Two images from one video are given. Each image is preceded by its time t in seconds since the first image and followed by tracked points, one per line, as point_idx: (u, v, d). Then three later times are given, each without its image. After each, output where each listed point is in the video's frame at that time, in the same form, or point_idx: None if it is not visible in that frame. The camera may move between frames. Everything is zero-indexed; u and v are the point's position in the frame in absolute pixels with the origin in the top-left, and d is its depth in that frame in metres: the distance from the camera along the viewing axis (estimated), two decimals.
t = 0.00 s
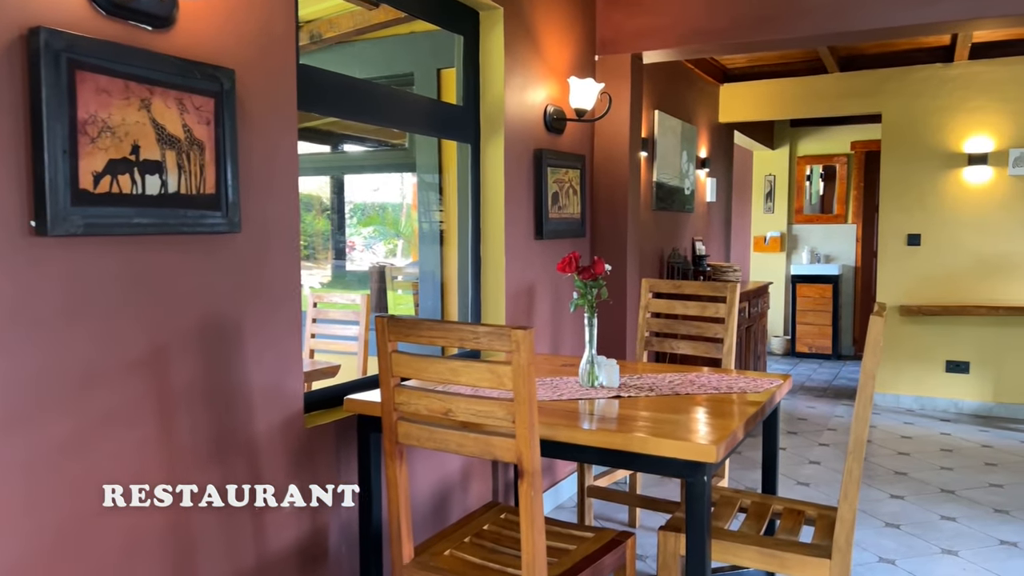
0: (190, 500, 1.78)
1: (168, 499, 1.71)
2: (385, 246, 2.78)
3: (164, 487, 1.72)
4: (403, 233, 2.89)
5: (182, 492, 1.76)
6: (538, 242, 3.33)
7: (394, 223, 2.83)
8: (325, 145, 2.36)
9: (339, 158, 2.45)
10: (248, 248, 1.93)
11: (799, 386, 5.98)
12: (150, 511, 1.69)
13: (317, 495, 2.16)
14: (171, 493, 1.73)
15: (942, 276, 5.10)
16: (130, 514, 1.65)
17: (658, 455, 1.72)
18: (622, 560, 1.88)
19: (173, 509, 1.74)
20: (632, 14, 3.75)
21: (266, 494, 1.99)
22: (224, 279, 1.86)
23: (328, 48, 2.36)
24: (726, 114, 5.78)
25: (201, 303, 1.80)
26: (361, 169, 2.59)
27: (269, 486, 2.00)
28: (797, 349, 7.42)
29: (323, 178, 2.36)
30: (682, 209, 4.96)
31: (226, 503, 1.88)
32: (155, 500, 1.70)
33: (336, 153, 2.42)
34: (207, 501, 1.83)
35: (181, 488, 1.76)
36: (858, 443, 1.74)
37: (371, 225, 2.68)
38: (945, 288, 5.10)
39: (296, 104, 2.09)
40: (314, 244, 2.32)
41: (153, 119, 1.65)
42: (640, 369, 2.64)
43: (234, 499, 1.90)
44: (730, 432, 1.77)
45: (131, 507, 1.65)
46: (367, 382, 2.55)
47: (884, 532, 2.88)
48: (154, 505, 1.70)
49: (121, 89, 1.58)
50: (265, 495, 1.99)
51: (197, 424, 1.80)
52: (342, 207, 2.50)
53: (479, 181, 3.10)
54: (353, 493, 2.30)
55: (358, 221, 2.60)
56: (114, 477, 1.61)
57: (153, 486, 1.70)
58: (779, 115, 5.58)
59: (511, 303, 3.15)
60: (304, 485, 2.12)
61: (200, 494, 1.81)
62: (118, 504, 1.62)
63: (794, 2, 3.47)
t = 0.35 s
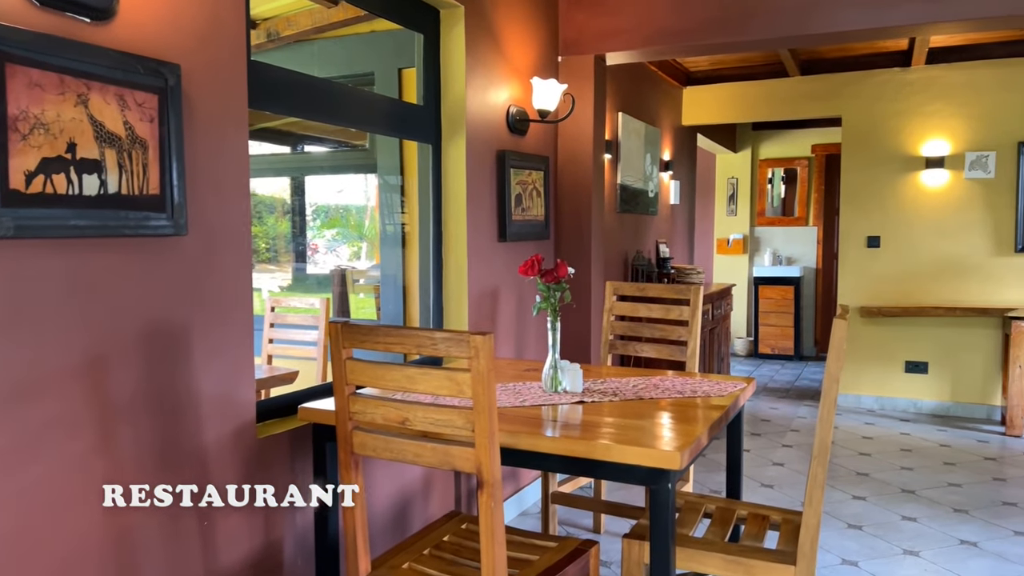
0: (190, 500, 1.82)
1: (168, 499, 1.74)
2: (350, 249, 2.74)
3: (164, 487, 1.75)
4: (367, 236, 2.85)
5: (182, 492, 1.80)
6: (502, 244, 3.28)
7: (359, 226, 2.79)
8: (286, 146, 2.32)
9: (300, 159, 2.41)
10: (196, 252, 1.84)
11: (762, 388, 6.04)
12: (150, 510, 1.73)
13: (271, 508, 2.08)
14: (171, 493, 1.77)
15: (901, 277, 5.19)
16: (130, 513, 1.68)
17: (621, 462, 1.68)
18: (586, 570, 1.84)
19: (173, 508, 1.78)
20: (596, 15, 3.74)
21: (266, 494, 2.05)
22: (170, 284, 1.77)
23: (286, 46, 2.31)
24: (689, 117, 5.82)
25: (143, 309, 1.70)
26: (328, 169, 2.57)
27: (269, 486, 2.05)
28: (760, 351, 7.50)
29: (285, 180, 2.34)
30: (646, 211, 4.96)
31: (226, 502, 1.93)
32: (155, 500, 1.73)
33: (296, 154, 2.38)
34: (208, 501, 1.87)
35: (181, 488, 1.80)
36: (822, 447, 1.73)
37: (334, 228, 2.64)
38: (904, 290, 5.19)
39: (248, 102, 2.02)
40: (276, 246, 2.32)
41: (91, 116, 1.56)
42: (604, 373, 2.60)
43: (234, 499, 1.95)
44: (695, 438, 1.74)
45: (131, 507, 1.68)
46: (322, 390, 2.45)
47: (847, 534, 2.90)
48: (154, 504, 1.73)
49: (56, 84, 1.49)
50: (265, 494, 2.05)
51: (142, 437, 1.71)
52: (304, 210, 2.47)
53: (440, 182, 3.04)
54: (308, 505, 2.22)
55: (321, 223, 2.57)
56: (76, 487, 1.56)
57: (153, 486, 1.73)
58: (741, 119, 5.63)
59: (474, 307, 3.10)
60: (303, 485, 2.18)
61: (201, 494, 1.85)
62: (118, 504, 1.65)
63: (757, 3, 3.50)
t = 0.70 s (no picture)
0: (190, 500, 1.87)
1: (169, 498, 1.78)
2: (316, 252, 2.69)
3: (163, 487, 1.79)
4: (334, 239, 2.80)
5: (182, 492, 1.85)
6: (469, 248, 3.25)
7: (325, 229, 2.75)
8: (249, 148, 2.26)
9: (264, 161, 2.37)
10: (153, 256, 1.77)
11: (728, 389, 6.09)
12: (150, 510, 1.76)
13: (232, 519, 2.01)
14: (171, 493, 1.81)
15: (862, 280, 5.29)
16: (130, 512, 1.71)
17: (590, 469, 1.66)
18: None
19: (173, 507, 1.82)
20: (564, 18, 3.74)
21: (265, 494, 2.12)
22: (127, 289, 1.70)
23: (249, 46, 2.25)
24: (656, 121, 5.87)
25: (97, 315, 1.63)
26: (291, 171, 2.51)
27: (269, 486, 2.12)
28: (726, 352, 7.58)
29: (248, 182, 2.30)
30: (613, 214, 4.97)
31: (226, 502, 1.99)
32: (155, 499, 1.77)
33: (260, 155, 2.33)
34: (208, 501, 1.93)
35: (181, 488, 1.85)
36: (790, 452, 1.74)
37: (299, 230, 2.59)
38: (865, 292, 5.28)
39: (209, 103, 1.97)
40: (241, 249, 2.28)
41: (40, 115, 1.49)
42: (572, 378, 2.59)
43: (234, 499, 2.01)
44: (664, 444, 1.73)
45: (131, 507, 1.71)
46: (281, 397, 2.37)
47: (813, 535, 2.93)
48: (155, 504, 1.77)
49: (2, 81, 1.42)
50: (265, 495, 2.12)
51: (97, 448, 1.64)
52: (268, 211, 2.43)
53: (407, 185, 3.00)
54: (271, 516, 2.16)
55: (285, 225, 2.51)
56: (25, 501, 1.49)
57: (152, 486, 1.77)
58: (708, 123, 5.69)
59: (441, 312, 3.06)
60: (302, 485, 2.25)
61: (201, 494, 1.91)
62: (118, 503, 1.68)
63: (723, 6, 3.53)
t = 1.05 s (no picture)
0: (189, 499, 1.91)
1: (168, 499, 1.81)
2: (282, 254, 2.65)
3: (163, 487, 1.83)
4: (299, 242, 2.75)
5: (182, 492, 1.89)
6: (438, 252, 3.23)
7: (290, 233, 2.69)
8: (213, 150, 2.21)
9: (226, 163, 2.30)
10: (113, 262, 1.71)
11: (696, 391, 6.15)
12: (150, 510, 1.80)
13: (195, 531, 1.95)
14: (170, 493, 1.85)
15: (826, 282, 5.39)
16: (131, 512, 1.74)
17: (561, 476, 1.65)
18: None
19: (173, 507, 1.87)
20: (532, 22, 3.74)
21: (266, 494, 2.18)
22: (85, 297, 1.63)
23: (212, 47, 2.20)
24: (623, 125, 5.91)
25: (52, 324, 1.56)
26: (255, 174, 2.47)
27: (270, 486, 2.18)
28: (693, 354, 7.67)
29: (211, 184, 2.25)
30: (582, 218, 4.99)
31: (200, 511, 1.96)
32: (155, 500, 1.81)
33: (222, 157, 2.28)
34: (207, 500, 1.97)
35: (180, 488, 1.89)
36: (759, 456, 1.76)
37: (264, 232, 2.55)
38: (829, 294, 5.38)
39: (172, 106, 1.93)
40: (204, 252, 2.22)
41: None
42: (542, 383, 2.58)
43: (233, 499, 2.06)
44: (635, 450, 1.73)
45: (131, 507, 1.74)
46: (246, 406, 2.31)
47: (781, 536, 2.98)
48: (154, 504, 1.81)
49: None
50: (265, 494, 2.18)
51: (54, 462, 1.57)
52: (233, 214, 2.38)
53: (374, 188, 2.96)
54: (236, 526, 2.11)
55: (250, 227, 2.47)
56: None
57: (152, 486, 1.81)
58: (674, 127, 5.75)
59: (410, 317, 3.03)
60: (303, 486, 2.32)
61: (200, 494, 1.95)
62: (118, 503, 1.71)
63: (691, 11, 3.56)
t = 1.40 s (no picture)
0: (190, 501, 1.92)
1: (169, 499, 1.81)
2: (243, 257, 2.59)
3: (164, 488, 1.83)
4: (261, 245, 2.69)
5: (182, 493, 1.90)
6: (407, 255, 3.19)
7: (248, 230, 2.62)
8: (175, 151, 2.16)
9: (189, 164, 2.27)
10: (73, 268, 1.64)
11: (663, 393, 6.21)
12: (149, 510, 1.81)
13: (159, 546, 1.85)
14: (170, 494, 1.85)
15: (791, 284, 5.48)
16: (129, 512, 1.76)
17: (534, 482, 1.65)
18: None
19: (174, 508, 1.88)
20: (500, 24, 3.73)
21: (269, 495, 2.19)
22: (43, 304, 1.57)
23: (174, 47, 2.15)
24: (591, 128, 5.93)
25: (10, 333, 1.50)
26: (219, 175, 2.42)
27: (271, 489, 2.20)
28: (659, 356, 7.74)
29: (174, 185, 2.21)
30: (551, 221, 5.00)
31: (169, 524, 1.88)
32: (155, 500, 1.81)
33: (183, 159, 2.21)
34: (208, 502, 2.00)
35: (181, 489, 1.89)
36: (730, 458, 1.77)
37: (227, 235, 2.50)
38: (793, 297, 5.47)
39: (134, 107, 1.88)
40: (165, 254, 2.17)
41: None
42: (513, 388, 2.57)
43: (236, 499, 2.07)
44: (608, 454, 1.73)
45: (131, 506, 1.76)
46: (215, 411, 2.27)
47: (750, 537, 3.01)
48: (154, 505, 1.81)
49: None
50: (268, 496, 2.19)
51: (12, 475, 1.50)
52: (194, 216, 2.33)
53: (342, 190, 2.92)
54: (201, 536, 2.01)
55: (215, 230, 2.44)
56: None
57: (152, 487, 1.82)
58: (640, 130, 5.79)
59: (379, 322, 2.99)
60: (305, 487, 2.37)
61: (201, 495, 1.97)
62: (118, 504, 1.72)
63: (659, 16, 3.59)
